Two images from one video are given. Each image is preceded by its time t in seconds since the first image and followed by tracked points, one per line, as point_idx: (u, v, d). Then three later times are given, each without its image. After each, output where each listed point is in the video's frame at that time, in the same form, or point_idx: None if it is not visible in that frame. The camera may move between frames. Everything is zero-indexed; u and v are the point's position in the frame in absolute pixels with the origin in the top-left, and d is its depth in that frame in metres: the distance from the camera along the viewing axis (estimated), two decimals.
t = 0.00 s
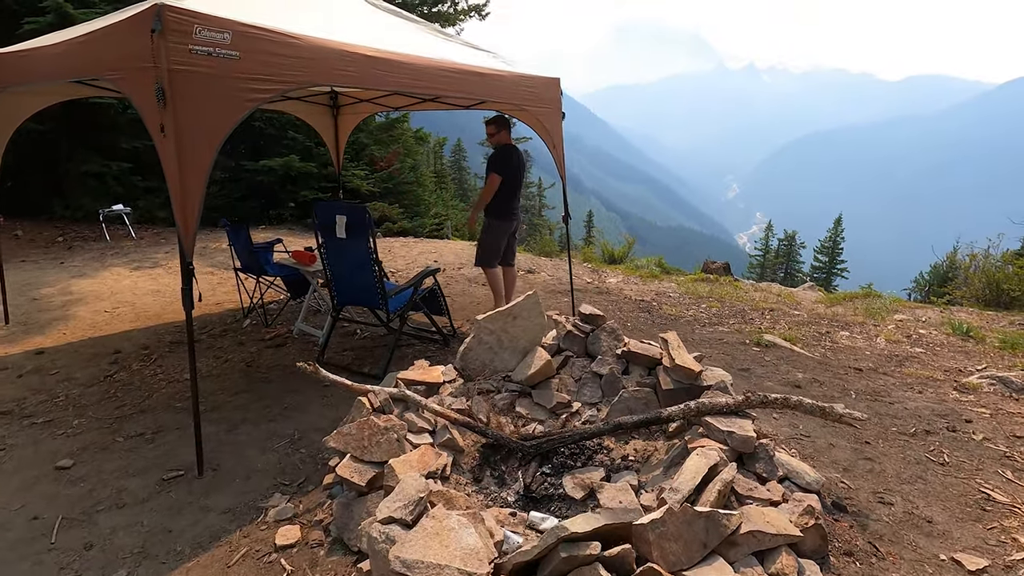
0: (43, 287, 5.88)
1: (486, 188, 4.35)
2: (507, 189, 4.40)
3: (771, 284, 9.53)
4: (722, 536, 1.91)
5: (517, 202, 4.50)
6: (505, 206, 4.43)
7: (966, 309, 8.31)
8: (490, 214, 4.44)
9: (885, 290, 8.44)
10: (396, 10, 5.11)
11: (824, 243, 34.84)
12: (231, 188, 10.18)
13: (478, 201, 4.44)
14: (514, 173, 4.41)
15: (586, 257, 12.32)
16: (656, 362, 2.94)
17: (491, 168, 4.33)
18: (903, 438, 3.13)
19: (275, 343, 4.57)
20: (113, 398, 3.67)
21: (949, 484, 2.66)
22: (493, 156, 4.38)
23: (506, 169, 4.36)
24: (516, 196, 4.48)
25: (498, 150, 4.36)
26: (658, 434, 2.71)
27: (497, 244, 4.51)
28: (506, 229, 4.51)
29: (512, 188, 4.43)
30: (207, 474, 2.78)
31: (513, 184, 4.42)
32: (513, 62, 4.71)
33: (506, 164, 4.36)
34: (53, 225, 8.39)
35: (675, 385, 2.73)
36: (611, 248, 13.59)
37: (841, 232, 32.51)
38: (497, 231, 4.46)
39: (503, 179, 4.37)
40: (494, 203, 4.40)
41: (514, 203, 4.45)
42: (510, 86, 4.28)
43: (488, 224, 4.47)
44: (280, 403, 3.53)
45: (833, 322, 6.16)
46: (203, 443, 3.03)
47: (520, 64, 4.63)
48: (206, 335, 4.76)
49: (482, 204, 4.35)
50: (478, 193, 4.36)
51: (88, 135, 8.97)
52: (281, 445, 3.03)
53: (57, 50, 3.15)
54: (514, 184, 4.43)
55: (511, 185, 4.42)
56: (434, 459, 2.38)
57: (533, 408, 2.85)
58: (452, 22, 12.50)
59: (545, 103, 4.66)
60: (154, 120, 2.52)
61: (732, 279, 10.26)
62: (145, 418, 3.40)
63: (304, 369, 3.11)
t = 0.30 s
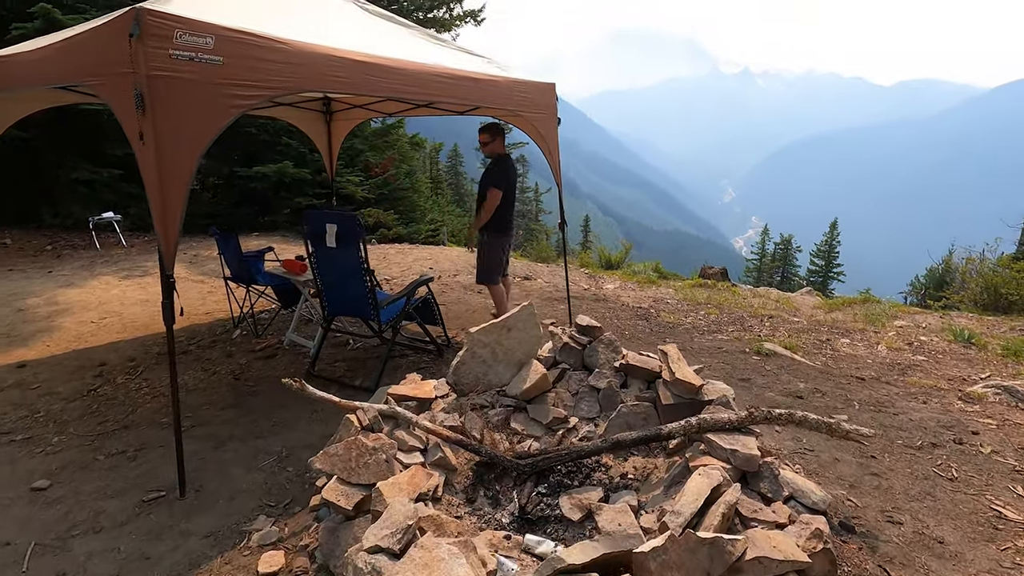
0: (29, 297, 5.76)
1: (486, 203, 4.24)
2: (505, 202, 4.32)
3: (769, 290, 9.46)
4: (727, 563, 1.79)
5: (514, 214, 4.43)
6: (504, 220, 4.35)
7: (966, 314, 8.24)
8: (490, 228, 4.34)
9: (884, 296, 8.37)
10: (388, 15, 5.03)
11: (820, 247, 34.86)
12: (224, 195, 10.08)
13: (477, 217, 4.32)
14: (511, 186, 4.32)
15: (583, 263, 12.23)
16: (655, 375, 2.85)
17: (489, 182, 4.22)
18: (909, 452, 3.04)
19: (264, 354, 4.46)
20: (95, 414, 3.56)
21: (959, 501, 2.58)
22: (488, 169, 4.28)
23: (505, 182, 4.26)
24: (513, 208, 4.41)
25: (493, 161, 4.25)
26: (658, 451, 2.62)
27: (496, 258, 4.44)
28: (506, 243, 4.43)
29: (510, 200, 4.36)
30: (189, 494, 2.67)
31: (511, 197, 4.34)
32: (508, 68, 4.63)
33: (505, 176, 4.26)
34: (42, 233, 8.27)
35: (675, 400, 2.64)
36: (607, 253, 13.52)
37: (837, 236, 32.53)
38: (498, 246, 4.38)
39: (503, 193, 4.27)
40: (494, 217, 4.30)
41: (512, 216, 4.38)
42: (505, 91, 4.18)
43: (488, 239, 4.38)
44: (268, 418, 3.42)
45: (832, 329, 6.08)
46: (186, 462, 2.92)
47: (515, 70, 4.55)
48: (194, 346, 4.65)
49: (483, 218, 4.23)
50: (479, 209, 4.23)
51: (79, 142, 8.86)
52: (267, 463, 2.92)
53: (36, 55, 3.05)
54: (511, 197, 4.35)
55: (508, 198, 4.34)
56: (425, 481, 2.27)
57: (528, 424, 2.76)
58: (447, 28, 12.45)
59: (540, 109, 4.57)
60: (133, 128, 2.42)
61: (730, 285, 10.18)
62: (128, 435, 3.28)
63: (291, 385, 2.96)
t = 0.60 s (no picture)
0: (14, 307, 5.65)
1: (491, 218, 4.13)
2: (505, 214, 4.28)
3: (767, 293, 9.41)
4: None
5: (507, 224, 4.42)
6: (505, 232, 4.32)
7: (964, 316, 8.21)
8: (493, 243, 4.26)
9: (881, 299, 8.33)
10: (378, 19, 4.95)
11: (814, 248, 34.92)
12: (215, 202, 9.98)
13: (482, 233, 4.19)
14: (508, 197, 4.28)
15: (579, 268, 12.16)
16: (654, 386, 2.78)
17: (493, 196, 4.11)
18: (914, 461, 2.98)
19: (254, 365, 4.37)
20: (78, 429, 3.45)
21: (967, 512, 2.51)
22: (486, 181, 4.17)
23: (505, 194, 4.20)
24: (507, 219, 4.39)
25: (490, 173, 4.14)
26: (658, 464, 2.54)
27: (496, 271, 4.39)
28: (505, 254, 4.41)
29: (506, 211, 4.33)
30: (173, 515, 2.57)
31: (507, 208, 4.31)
32: (501, 72, 4.56)
33: (505, 188, 4.20)
34: (30, 242, 8.15)
35: (674, 412, 2.57)
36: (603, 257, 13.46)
37: (831, 238, 32.61)
38: (501, 259, 4.34)
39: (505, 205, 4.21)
40: (498, 230, 4.23)
41: (509, 226, 4.37)
42: (497, 96, 4.11)
43: (491, 254, 4.30)
44: (257, 432, 3.33)
45: (831, 333, 6.02)
46: (170, 480, 2.82)
47: (507, 74, 4.48)
48: (182, 357, 4.55)
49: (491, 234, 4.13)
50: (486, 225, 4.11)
51: (68, 150, 8.75)
52: (255, 480, 2.82)
53: (12, 61, 2.96)
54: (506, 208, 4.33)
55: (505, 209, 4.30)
56: (417, 500, 2.18)
57: (524, 437, 2.68)
58: (440, 33, 12.41)
59: (533, 114, 4.50)
60: (111, 136, 2.34)
61: (727, 288, 10.13)
62: (111, 452, 3.18)
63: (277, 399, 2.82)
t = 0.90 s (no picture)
0: None
1: (503, 226, 4.06)
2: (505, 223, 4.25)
3: (761, 297, 9.41)
4: None
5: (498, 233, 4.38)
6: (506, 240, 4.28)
7: (957, 318, 8.23)
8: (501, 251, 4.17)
9: (875, 302, 8.36)
10: (370, 24, 4.90)
11: (806, 251, 35.11)
12: (206, 209, 9.87)
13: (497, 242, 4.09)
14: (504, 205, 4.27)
15: (574, 272, 12.12)
16: (654, 395, 2.74)
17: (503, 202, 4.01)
18: (917, 467, 2.95)
19: (246, 375, 4.29)
20: (63, 444, 3.35)
21: (972, 520, 2.47)
22: (489, 189, 4.07)
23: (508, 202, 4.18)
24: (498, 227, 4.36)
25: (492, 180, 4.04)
26: (660, 475, 2.49)
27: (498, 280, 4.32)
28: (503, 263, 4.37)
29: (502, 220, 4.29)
30: (161, 533, 2.49)
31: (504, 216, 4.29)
32: (494, 78, 4.52)
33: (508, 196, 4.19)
34: (16, 250, 8.02)
35: (676, 421, 2.53)
36: (597, 262, 13.43)
37: (822, 241, 32.80)
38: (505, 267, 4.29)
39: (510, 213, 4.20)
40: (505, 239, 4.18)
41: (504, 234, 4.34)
42: (491, 101, 4.07)
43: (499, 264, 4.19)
44: (248, 445, 3.25)
45: (827, 337, 6.01)
46: (159, 496, 2.74)
47: (501, 80, 4.44)
48: (172, 368, 4.46)
49: (507, 241, 4.06)
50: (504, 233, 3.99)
51: (55, 157, 8.62)
52: (246, 495, 2.75)
53: None
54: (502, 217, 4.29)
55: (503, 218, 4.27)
56: (414, 516, 2.12)
57: (523, 448, 2.62)
58: (433, 39, 12.37)
59: (527, 119, 4.46)
60: (96, 144, 2.27)
61: (721, 292, 10.12)
62: (98, 467, 3.09)
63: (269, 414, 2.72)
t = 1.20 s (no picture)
0: None
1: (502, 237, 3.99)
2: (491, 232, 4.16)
3: (752, 302, 9.48)
4: None
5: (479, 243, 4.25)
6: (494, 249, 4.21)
7: (944, 321, 8.34)
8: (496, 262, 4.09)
9: (864, 305, 8.45)
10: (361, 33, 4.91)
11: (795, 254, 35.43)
12: (196, 216, 9.81)
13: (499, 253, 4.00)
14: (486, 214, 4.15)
15: (565, 278, 12.14)
16: (648, 404, 2.75)
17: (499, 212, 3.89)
18: (907, 472, 2.98)
19: (237, 386, 4.26)
20: (51, 459, 3.30)
21: (962, 525, 2.51)
22: (483, 202, 3.90)
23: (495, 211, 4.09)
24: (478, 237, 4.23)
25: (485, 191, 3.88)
26: (654, 484, 2.50)
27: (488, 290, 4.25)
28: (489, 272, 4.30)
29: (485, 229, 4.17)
30: (153, 549, 2.46)
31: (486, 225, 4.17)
32: (485, 86, 4.54)
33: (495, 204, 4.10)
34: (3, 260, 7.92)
35: (669, 430, 2.54)
36: (589, 267, 13.47)
37: (811, 244, 33.13)
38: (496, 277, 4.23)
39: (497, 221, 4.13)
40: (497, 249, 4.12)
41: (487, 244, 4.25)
42: (483, 110, 4.08)
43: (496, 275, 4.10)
44: (240, 457, 3.23)
45: (817, 341, 6.07)
46: (150, 511, 2.71)
47: (492, 89, 4.45)
48: (162, 379, 4.42)
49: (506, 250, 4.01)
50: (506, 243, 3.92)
51: (42, 165, 8.53)
52: (239, 509, 2.73)
53: None
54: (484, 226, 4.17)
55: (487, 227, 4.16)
56: (409, 529, 2.12)
57: (517, 459, 2.62)
58: (423, 45, 12.39)
59: (518, 127, 4.48)
60: (85, 158, 2.25)
61: (712, 297, 10.19)
62: (88, 482, 3.05)
63: (260, 426, 2.68)
